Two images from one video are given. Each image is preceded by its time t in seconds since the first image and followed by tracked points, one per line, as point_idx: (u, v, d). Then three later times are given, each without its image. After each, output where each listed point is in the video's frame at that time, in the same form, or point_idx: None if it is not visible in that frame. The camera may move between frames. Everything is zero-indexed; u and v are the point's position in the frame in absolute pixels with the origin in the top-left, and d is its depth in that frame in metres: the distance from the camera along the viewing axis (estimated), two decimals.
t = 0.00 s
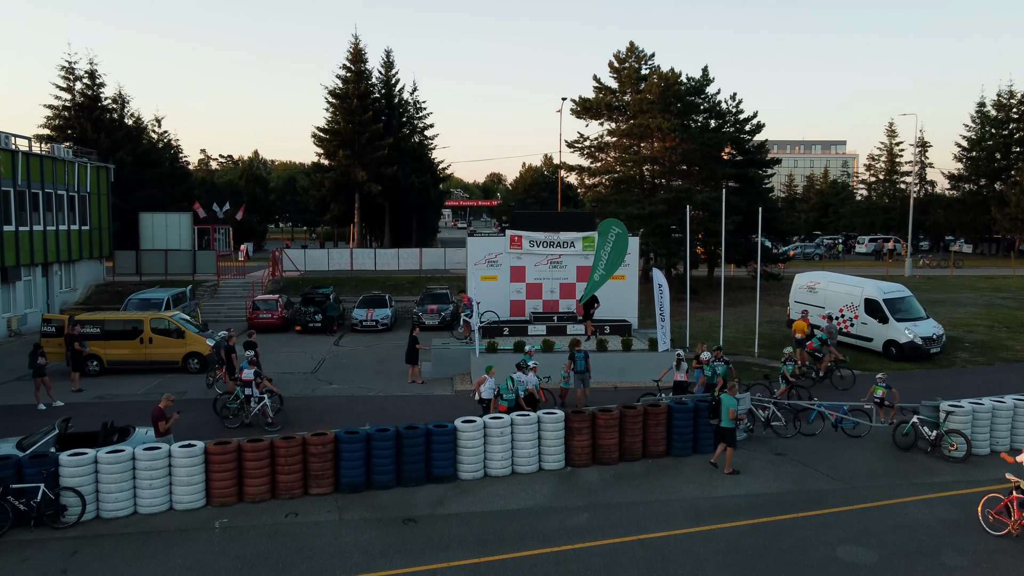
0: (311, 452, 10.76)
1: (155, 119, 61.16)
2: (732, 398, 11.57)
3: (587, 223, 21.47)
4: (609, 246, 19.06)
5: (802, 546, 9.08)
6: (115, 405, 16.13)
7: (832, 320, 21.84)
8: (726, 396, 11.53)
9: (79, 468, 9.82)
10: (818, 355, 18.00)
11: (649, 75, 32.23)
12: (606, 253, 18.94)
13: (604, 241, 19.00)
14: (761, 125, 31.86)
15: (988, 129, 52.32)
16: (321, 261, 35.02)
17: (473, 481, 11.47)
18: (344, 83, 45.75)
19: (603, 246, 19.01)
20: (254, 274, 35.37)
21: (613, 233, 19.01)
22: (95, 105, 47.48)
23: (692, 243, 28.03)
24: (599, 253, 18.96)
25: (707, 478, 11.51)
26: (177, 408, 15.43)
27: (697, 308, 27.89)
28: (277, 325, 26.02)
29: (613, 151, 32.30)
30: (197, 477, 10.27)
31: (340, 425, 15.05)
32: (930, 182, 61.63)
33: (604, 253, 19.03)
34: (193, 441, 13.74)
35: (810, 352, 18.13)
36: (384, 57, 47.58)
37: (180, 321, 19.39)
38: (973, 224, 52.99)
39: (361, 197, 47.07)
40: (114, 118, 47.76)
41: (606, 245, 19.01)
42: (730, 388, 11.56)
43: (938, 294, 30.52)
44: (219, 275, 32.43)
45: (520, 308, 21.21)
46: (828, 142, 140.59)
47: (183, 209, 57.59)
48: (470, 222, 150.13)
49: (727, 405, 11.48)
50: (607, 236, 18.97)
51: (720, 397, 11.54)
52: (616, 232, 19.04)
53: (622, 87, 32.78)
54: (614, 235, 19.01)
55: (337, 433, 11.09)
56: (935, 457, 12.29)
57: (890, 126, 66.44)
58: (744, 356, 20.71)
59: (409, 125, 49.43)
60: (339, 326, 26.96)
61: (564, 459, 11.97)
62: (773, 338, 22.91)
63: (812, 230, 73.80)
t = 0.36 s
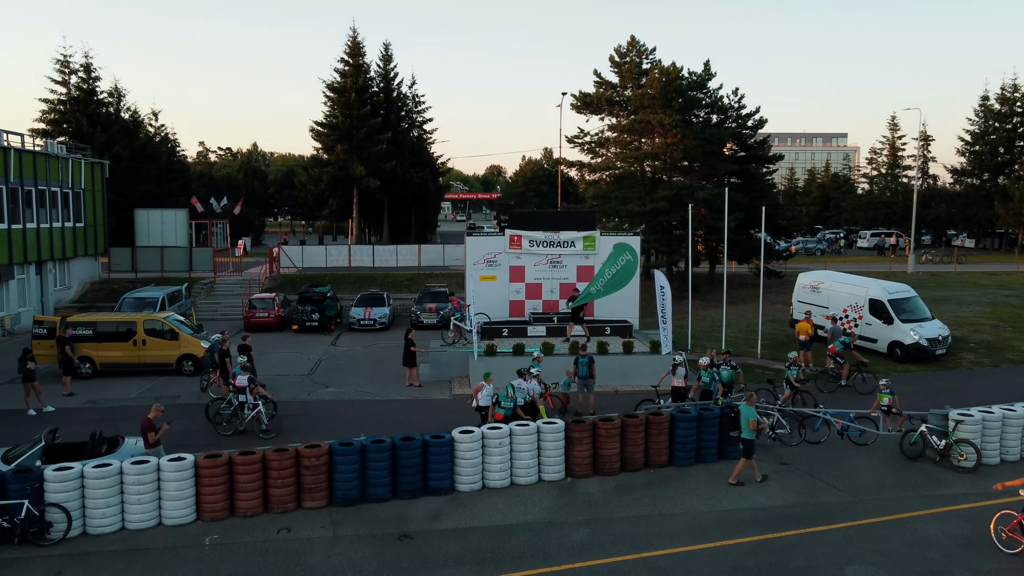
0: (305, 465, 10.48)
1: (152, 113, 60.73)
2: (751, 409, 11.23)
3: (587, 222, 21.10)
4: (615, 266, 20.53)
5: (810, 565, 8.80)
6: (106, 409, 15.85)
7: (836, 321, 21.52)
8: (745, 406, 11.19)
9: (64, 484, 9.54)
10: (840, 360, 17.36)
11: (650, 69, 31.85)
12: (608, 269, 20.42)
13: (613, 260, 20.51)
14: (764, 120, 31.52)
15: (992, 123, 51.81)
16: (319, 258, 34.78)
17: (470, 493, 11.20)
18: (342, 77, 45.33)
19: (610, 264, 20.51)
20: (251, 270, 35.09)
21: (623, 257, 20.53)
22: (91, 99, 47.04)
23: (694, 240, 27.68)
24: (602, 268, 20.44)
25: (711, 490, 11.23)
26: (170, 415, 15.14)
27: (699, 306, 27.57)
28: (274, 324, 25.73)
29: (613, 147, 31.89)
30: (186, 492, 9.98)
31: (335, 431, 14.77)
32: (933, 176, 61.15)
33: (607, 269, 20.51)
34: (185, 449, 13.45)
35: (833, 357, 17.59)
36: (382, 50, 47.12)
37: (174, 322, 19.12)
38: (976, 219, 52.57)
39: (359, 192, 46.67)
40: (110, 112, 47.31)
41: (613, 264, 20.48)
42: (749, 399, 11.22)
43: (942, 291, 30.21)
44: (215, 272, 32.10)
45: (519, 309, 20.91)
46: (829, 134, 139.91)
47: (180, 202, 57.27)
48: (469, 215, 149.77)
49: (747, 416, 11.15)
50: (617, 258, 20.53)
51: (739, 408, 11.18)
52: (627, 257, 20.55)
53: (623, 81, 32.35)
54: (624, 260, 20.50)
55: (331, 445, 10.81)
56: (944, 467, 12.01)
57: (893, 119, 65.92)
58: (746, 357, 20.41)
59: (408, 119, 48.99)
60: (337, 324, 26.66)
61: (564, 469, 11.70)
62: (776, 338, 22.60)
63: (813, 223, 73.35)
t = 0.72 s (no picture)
0: (298, 479, 10.18)
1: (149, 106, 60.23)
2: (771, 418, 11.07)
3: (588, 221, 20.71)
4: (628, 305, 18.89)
5: None
6: (97, 415, 15.53)
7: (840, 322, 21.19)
8: (765, 416, 11.03)
9: (49, 501, 9.23)
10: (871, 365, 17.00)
11: (651, 64, 31.45)
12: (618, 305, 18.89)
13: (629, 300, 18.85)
14: (767, 115, 31.23)
15: (995, 117, 51.51)
16: (317, 255, 34.45)
17: (469, 507, 10.90)
18: (340, 71, 44.92)
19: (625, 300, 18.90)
20: (248, 266, 34.73)
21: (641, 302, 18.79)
22: (86, 92, 46.58)
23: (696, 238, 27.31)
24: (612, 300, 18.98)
25: (716, 504, 10.94)
26: (163, 422, 14.83)
27: (701, 305, 27.27)
28: (270, 323, 25.42)
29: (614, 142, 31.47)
30: (175, 508, 9.67)
31: (330, 438, 14.46)
32: (935, 170, 60.84)
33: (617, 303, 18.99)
34: (176, 457, 13.15)
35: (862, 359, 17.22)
36: (381, 43, 46.72)
37: (168, 324, 18.82)
38: (979, 213, 52.27)
39: (357, 186, 46.27)
40: (105, 105, 46.85)
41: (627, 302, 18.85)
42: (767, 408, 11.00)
43: (946, 289, 29.89)
44: (212, 269, 31.77)
45: (519, 309, 20.57)
46: (830, 127, 139.32)
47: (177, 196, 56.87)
48: (469, 208, 149.46)
49: (768, 425, 10.98)
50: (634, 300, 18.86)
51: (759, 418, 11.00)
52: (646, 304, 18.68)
53: (624, 76, 31.95)
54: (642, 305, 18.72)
55: (325, 459, 10.50)
56: (954, 479, 11.71)
57: (895, 113, 65.55)
58: (750, 359, 20.09)
59: (406, 113, 48.59)
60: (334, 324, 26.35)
61: (565, 481, 11.41)
62: (778, 338, 22.29)
63: (814, 217, 73.06)
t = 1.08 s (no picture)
0: (291, 497, 9.87)
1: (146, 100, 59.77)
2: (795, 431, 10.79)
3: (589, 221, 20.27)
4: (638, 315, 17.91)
5: None
6: (88, 422, 15.22)
7: (845, 323, 20.84)
8: (789, 430, 10.74)
9: (32, 523, 8.91)
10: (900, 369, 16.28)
11: (653, 59, 31.05)
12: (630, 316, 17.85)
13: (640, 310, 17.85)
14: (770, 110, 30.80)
15: (1000, 111, 51.11)
16: (315, 251, 34.10)
17: (467, 523, 10.60)
18: (338, 64, 44.43)
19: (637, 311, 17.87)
20: (245, 263, 34.36)
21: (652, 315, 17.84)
22: (82, 86, 46.15)
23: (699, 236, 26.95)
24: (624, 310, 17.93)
25: (722, 521, 10.63)
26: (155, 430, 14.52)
27: (703, 304, 26.94)
28: (267, 323, 25.12)
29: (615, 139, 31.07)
30: (164, 528, 9.36)
31: (325, 447, 14.15)
32: (938, 164, 60.46)
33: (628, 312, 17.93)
34: (168, 469, 12.83)
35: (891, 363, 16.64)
36: (379, 36, 46.19)
37: (161, 327, 18.51)
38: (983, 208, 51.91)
39: (356, 181, 45.92)
40: (102, 99, 46.46)
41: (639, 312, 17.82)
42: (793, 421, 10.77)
43: (952, 287, 29.57)
44: (208, 267, 31.45)
45: (519, 311, 20.25)
46: (831, 119, 138.63)
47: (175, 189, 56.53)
48: (469, 200, 149.04)
49: (791, 439, 10.69)
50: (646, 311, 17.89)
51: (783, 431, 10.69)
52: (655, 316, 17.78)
53: (625, 71, 31.55)
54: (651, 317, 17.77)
55: (319, 475, 10.20)
56: (965, 493, 11.42)
57: (898, 106, 65.12)
58: (753, 362, 19.77)
59: (406, 107, 48.14)
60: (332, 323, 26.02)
61: (566, 497, 11.10)
62: (782, 340, 21.96)
63: (816, 211, 72.72)
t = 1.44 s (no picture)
0: (283, 518, 9.56)
1: (143, 93, 59.24)
2: (818, 446, 10.55)
3: (591, 222, 19.85)
4: (627, 321, 17.70)
5: None
6: (79, 431, 14.91)
7: (850, 326, 20.49)
8: (813, 445, 10.50)
9: (14, 548, 8.60)
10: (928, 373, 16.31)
11: (655, 54, 30.60)
12: (619, 322, 17.58)
13: (628, 314, 17.65)
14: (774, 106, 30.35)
15: (1005, 104, 50.56)
16: (313, 249, 33.75)
17: (465, 543, 10.29)
18: (337, 58, 43.95)
19: (625, 317, 17.64)
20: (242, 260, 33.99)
21: (641, 320, 17.63)
22: (78, 80, 45.56)
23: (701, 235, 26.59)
24: (613, 317, 17.67)
25: (728, 541, 10.32)
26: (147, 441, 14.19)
27: (705, 303, 26.60)
28: (264, 323, 24.80)
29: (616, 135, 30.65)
30: (151, 552, 9.05)
31: (320, 457, 13.83)
32: (942, 158, 59.95)
33: (617, 318, 17.68)
34: (158, 483, 12.52)
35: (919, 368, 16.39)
36: (378, 29, 45.67)
37: (155, 332, 18.18)
38: (987, 203, 51.41)
39: (355, 176, 45.53)
40: (98, 93, 45.90)
41: (628, 317, 17.61)
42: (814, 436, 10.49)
43: (957, 286, 29.20)
44: (205, 265, 31.08)
45: (519, 314, 19.92)
46: (833, 111, 137.75)
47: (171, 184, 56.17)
48: (469, 192, 148.55)
49: (816, 454, 10.46)
50: (634, 316, 17.72)
51: (808, 446, 10.43)
52: (644, 322, 17.58)
53: (627, 67, 31.10)
54: (642, 323, 17.51)
55: (312, 495, 9.89)
56: (977, 510, 11.11)
57: (902, 99, 64.56)
58: (757, 366, 19.44)
59: (405, 101, 47.68)
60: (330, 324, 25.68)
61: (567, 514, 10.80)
62: (786, 342, 21.64)
63: (818, 204, 72.26)
